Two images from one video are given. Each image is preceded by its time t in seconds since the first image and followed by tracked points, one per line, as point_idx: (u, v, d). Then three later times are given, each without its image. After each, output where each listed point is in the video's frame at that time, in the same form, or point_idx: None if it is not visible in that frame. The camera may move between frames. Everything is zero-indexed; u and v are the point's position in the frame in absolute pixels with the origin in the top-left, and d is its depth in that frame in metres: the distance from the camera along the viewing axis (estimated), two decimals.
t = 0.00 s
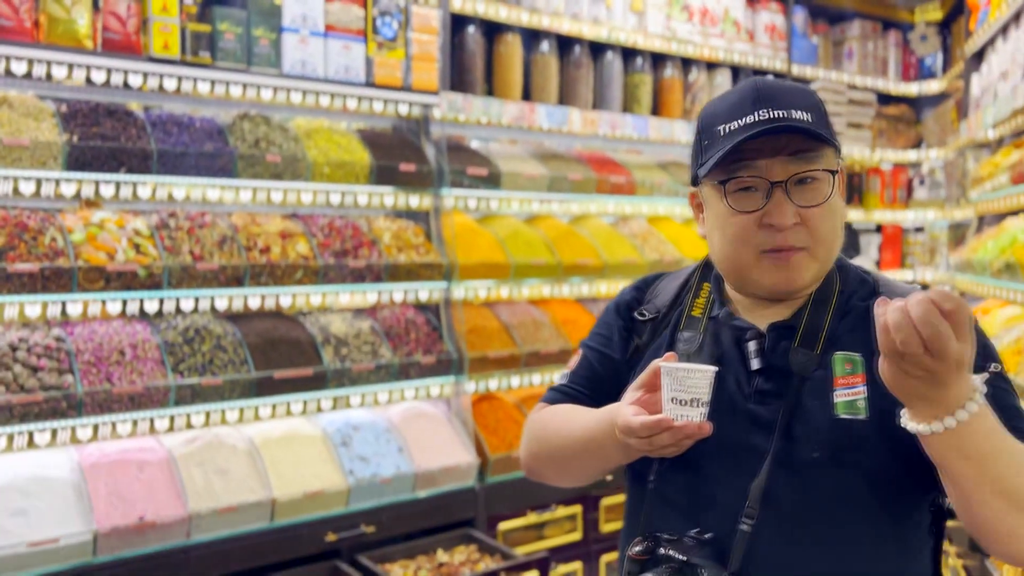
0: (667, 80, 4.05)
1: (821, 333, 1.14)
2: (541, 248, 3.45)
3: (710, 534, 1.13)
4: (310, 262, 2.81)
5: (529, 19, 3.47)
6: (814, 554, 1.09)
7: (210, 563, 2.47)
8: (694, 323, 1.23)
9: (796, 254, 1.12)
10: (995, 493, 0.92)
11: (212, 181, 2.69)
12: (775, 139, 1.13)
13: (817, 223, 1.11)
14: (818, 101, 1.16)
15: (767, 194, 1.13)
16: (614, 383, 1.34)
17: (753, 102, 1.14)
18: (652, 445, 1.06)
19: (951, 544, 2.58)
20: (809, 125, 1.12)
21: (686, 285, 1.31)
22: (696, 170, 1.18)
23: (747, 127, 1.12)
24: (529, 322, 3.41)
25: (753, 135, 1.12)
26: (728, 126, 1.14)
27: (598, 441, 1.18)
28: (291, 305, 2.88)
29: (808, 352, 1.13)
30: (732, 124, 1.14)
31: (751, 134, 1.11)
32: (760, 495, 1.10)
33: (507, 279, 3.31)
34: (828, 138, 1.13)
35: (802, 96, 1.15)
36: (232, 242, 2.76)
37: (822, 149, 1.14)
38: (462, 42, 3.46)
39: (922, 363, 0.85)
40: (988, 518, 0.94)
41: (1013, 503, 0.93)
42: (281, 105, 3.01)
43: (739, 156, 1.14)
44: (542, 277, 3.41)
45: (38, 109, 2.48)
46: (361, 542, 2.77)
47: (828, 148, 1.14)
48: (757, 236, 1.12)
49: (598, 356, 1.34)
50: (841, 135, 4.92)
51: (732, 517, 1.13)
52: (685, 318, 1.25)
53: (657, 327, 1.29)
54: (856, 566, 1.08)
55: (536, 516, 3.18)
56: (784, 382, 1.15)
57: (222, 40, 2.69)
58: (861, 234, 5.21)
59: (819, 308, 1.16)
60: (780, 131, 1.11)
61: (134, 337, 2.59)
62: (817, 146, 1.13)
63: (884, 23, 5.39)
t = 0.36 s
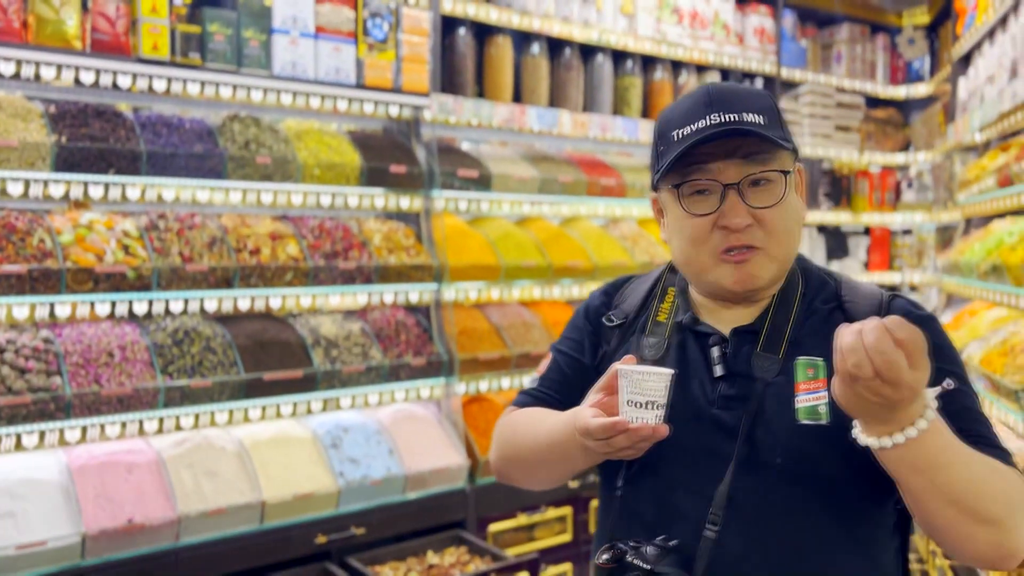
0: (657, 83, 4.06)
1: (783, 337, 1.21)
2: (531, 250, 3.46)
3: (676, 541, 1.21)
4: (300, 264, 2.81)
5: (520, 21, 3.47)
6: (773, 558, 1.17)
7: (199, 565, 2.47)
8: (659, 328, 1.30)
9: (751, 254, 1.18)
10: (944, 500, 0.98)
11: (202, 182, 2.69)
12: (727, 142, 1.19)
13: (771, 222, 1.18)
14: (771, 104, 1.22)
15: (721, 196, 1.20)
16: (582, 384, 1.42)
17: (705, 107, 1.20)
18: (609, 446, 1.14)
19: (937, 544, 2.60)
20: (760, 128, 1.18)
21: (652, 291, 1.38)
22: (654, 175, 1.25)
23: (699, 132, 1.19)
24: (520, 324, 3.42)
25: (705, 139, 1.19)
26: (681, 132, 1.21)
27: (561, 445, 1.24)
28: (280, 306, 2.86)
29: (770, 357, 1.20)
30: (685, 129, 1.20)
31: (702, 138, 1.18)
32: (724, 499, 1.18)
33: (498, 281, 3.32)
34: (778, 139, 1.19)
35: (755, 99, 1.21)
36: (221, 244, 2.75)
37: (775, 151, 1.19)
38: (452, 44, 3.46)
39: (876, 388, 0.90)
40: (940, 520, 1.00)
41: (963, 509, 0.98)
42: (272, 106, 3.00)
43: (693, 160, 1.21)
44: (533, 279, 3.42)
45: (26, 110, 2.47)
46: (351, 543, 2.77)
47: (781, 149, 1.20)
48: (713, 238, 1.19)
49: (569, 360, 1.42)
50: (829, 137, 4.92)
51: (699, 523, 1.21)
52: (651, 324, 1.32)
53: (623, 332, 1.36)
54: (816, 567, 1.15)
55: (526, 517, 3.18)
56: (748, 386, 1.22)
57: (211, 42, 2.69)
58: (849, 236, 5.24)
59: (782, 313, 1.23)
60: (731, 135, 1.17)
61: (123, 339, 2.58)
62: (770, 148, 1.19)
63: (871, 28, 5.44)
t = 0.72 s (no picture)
0: (643, 85, 4.07)
1: (750, 341, 1.22)
2: (518, 251, 3.46)
3: (647, 547, 1.21)
4: (286, 265, 2.80)
5: (507, 23, 3.47)
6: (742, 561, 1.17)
7: (183, 568, 2.45)
8: (629, 333, 1.32)
9: (714, 257, 1.20)
10: (910, 508, 0.99)
11: (187, 183, 2.68)
12: (687, 145, 1.21)
13: (732, 224, 1.20)
14: (730, 106, 1.24)
15: (683, 200, 1.21)
16: (554, 388, 1.44)
17: (664, 111, 1.21)
18: (570, 450, 1.15)
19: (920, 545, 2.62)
20: (720, 131, 1.20)
21: (622, 295, 1.40)
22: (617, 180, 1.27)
23: (659, 136, 1.20)
24: (507, 325, 3.42)
25: (665, 143, 1.20)
26: (642, 137, 1.22)
27: (531, 449, 1.26)
28: (266, 308, 2.84)
29: (737, 360, 1.21)
30: (646, 134, 1.21)
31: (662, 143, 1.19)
32: (694, 503, 1.18)
33: (484, 282, 3.32)
34: (736, 141, 1.20)
35: (714, 103, 1.23)
36: (207, 245, 2.74)
37: (735, 154, 1.21)
38: (440, 46, 3.47)
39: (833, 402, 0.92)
40: (906, 526, 1.01)
41: (928, 515, 0.99)
42: (258, 107, 2.99)
43: (654, 164, 1.22)
44: (520, 280, 3.42)
45: (8, 110, 2.45)
46: (336, 546, 2.76)
47: (741, 151, 1.22)
48: (676, 241, 1.20)
49: (542, 365, 1.44)
50: (814, 140, 4.93)
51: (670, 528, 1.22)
52: (621, 328, 1.34)
53: (592, 338, 1.37)
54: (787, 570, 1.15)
55: (512, 519, 3.18)
56: (717, 389, 1.23)
57: (197, 42, 2.68)
58: (833, 239, 5.28)
59: (749, 316, 1.24)
60: (690, 138, 1.19)
61: (106, 341, 2.56)
62: (730, 151, 1.21)
63: (856, 32, 5.48)
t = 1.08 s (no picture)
0: (627, 88, 4.09)
1: (728, 343, 1.23)
2: (501, 252, 3.47)
3: (626, 547, 1.21)
4: (268, 265, 2.80)
5: (491, 25, 3.48)
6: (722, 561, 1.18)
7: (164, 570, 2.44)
8: (609, 335, 1.33)
9: (692, 259, 1.21)
10: (881, 527, 1.02)
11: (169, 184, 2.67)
12: (665, 147, 1.21)
13: (710, 227, 1.20)
14: (708, 110, 1.25)
15: (661, 201, 1.22)
16: (534, 390, 1.45)
17: (643, 113, 1.22)
18: (547, 450, 1.15)
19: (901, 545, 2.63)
20: (697, 133, 1.21)
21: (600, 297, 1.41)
22: (597, 181, 1.27)
23: (638, 138, 1.20)
24: (491, 327, 3.43)
25: (644, 145, 1.21)
26: (621, 138, 1.23)
27: (509, 451, 1.27)
28: (248, 309, 2.80)
29: (715, 361, 1.22)
30: (625, 136, 1.22)
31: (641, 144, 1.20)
32: (673, 505, 1.18)
33: (468, 284, 3.32)
34: (714, 144, 1.21)
35: (693, 105, 1.24)
36: (188, 245, 2.73)
37: (713, 156, 1.22)
38: (424, 47, 3.47)
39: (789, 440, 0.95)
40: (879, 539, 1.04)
41: (900, 531, 1.02)
42: (241, 107, 2.98)
43: (633, 166, 1.23)
44: (504, 282, 3.42)
45: None
46: (319, 548, 2.75)
47: (718, 154, 1.23)
48: (655, 243, 1.21)
49: (521, 367, 1.46)
50: (796, 144, 4.96)
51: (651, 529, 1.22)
52: (600, 330, 1.34)
53: (573, 340, 1.38)
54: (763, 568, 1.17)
55: (495, 520, 3.19)
56: (695, 390, 1.24)
57: (179, 42, 2.67)
58: (816, 241, 5.32)
59: (727, 317, 1.25)
60: (669, 140, 1.20)
61: (87, 342, 2.55)
62: (708, 154, 1.22)
63: (838, 36, 5.52)
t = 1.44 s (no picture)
0: (610, 88, 4.10)
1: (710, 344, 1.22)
2: (484, 252, 3.47)
3: (609, 547, 1.21)
4: (248, 265, 2.78)
5: (474, 25, 3.48)
6: (703, 564, 1.18)
7: (142, 572, 2.42)
8: (592, 335, 1.33)
9: (680, 263, 1.20)
10: (830, 496, 1.04)
11: (148, 182, 2.64)
12: (654, 151, 1.21)
13: (698, 231, 1.20)
14: (695, 114, 1.25)
15: (649, 205, 1.21)
16: (517, 389, 1.45)
17: (632, 117, 1.22)
18: (534, 445, 1.17)
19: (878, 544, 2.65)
20: (686, 138, 1.21)
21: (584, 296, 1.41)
22: (584, 185, 1.27)
23: (627, 142, 1.20)
24: (473, 327, 3.43)
25: (633, 149, 1.20)
26: (610, 141, 1.22)
27: (494, 448, 1.28)
28: (229, 309, 2.80)
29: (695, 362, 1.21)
30: (613, 139, 1.22)
31: (629, 147, 1.19)
32: (655, 504, 1.18)
33: (451, 284, 3.32)
34: (702, 148, 1.21)
35: (680, 110, 1.23)
36: (168, 245, 2.71)
37: (701, 161, 1.22)
38: (406, 47, 3.47)
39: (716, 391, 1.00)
40: (833, 515, 1.06)
41: (850, 501, 1.04)
42: (222, 106, 2.97)
43: (622, 170, 1.22)
44: (487, 282, 3.42)
45: None
46: (299, 548, 2.74)
47: (706, 159, 1.22)
48: (643, 247, 1.20)
49: (505, 365, 1.46)
50: (777, 145, 4.99)
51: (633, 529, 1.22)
52: (584, 331, 1.35)
53: (557, 338, 1.38)
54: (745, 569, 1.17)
55: (477, 520, 3.19)
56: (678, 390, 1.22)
57: (159, 40, 2.65)
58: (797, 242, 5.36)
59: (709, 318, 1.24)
60: (657, 144, 1.19)
61: (65, 341, 2.53)
62: (696, 158, 1.22)
63: (820, 38, 5.57)
